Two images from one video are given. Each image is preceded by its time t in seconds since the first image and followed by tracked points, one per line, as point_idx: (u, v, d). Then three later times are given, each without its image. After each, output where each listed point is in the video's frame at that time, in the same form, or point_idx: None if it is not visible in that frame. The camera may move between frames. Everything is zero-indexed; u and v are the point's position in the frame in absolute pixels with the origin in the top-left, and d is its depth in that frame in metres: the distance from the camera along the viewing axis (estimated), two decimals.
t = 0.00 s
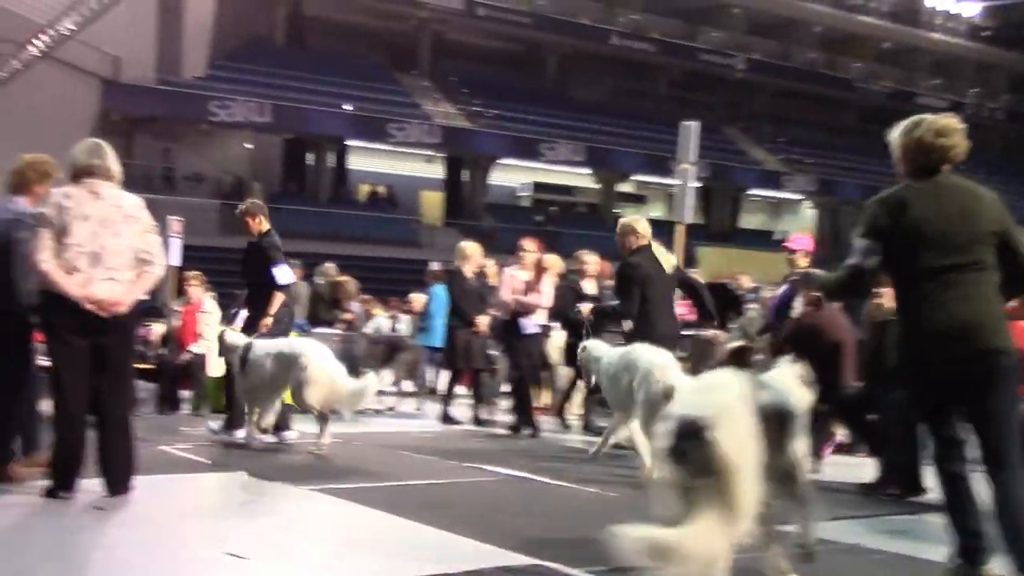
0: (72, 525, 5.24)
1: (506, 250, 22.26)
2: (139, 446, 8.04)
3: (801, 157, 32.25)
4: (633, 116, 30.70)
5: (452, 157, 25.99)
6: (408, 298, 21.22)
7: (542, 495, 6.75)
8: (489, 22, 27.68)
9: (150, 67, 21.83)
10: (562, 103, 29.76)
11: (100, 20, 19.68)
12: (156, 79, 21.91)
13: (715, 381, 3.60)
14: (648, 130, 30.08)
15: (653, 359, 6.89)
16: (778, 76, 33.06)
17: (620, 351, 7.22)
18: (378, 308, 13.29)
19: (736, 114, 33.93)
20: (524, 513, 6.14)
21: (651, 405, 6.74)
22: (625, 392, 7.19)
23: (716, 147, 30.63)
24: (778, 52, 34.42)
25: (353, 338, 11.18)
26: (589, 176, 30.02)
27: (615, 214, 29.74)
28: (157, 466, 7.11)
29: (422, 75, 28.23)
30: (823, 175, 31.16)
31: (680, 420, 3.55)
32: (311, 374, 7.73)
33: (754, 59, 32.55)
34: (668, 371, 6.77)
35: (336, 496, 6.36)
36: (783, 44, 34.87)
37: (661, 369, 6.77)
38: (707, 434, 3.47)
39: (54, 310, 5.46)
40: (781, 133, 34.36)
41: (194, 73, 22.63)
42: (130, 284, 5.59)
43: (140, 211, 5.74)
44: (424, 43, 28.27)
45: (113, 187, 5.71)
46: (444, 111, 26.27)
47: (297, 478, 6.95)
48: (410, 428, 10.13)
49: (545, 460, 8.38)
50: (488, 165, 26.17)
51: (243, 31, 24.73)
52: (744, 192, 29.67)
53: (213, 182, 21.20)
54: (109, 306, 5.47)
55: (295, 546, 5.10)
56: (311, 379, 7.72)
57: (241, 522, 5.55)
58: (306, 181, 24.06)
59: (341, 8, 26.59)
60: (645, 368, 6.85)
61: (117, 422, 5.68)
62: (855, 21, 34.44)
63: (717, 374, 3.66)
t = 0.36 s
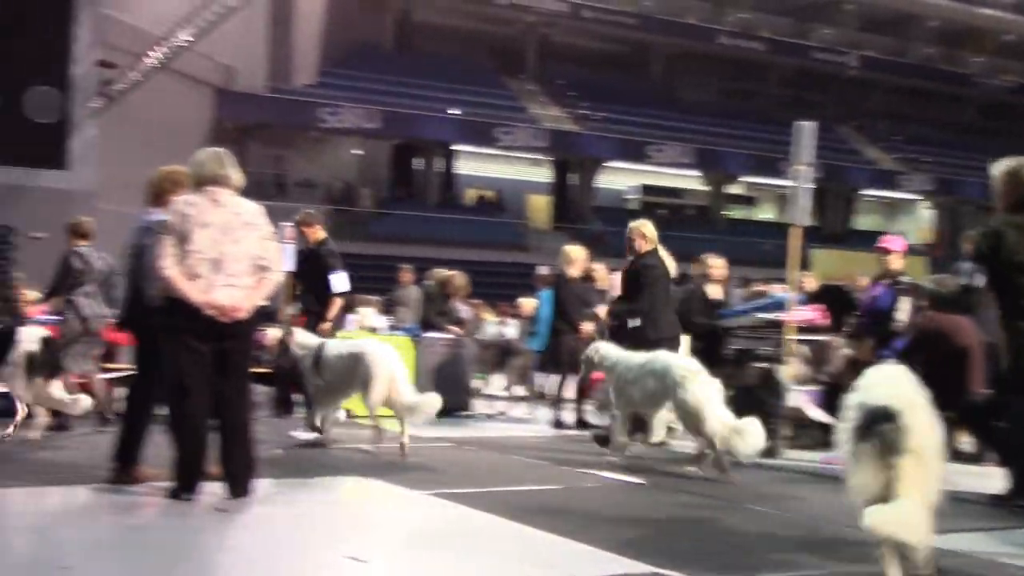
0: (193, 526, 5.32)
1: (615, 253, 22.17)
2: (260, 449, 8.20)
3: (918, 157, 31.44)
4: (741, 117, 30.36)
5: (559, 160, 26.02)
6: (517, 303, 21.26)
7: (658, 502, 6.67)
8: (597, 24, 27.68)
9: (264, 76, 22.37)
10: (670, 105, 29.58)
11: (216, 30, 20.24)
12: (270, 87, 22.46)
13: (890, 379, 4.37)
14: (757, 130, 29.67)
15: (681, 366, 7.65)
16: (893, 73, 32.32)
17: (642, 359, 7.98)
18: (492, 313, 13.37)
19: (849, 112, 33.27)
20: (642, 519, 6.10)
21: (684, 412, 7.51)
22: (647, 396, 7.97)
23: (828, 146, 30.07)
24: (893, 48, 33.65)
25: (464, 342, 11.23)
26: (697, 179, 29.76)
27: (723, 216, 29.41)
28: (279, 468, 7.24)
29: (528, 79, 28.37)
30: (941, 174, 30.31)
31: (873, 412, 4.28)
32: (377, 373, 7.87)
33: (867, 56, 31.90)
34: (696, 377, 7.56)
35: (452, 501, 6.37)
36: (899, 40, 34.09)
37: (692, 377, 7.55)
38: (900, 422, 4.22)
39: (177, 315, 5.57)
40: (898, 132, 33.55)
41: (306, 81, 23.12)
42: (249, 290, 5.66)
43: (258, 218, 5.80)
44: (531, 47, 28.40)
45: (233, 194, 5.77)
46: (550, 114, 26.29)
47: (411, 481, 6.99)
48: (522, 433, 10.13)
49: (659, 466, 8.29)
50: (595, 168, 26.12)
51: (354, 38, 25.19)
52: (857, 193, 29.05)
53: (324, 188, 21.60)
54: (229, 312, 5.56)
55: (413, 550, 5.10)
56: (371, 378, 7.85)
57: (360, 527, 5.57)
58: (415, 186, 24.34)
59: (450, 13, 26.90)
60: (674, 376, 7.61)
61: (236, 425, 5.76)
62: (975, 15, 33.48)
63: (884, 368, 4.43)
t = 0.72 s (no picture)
0: (282, 538, 5.33)
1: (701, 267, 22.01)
2: (350, 462, 8.23)
3: (1013, 166, 30.65)
4: (828, 128, 29.95)
5: (642, 173, 25.92)
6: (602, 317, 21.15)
7: (749, 521, 6.54)
8: (682, 36, 27.52)
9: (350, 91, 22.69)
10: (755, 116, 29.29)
11: (305, 48, 20.56)
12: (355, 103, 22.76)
13: (989, 396, 5.00)
14: (845, 140, 29.20)
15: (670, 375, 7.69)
16: (987, 80, 31.59)
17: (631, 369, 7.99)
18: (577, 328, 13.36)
19: (941, 121, 32.59)
20: (735, 537, 6.02)
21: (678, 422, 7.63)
22: (635, 407, 7.95)
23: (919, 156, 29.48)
24: (987, 54, 32.88)
25: (550, 357, 11.17)
26: (784, 191, 29.43)
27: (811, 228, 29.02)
28: (369, 481, 7.29)
29: (612, 91, 28.34)
30: None
31: (982, 426, 4.86)
32: (438, 395, 8.10)
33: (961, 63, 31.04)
34: (688, 388, 7.65)
35: (541, 518, 6.31)
36: (993, 46, 33.30)
37: (683, 387, 7.64)
38: (1005, 429, 4.80)
39: (266, 332, 5.60)
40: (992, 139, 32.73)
41: (390, 96, 23.40)
42: (339, 307, 5.68)
43: (349, 235, 5.84)
44: (614, 59, 28.39)
45: (325, 212, 5.83)
46: (634, 127, 26.19)
47: (500, 497, 6.95)
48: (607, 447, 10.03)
49: (749, 484, 8.13)
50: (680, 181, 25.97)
51: (438, 54, 25.44)
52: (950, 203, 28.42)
53: (409, 203, 21.80)
54: (321, 328, 5.56)
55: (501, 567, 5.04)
56: (431, 395, 8.07)
57: (448, 543, 5.52)
58: (500, 200, 24.45)
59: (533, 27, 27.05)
60: (666, 387, 7.66)
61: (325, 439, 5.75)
62: None
63: (975, 386, 5.09)
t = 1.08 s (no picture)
0: (336, 556, 5.23)
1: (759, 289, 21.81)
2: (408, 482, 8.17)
3: None
4: (888, 148, 29.62)
5: (700, 194, 25.79)
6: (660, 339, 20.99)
7: (810, 540, 6.38)
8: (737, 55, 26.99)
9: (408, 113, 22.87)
10: (813, 136, 29.07)
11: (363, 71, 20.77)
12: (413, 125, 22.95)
13: (1011, 419, 5.36)
14: (906, 160, 28.83)
15: (650, 396, 7.70)
16: None
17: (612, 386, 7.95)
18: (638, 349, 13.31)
19: (1006, 141, 32.06)
20: (797, 558, 5.90)
21: (648, 442, 7.62)
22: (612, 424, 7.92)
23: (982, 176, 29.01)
24: None
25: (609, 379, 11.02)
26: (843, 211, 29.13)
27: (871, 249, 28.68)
28: (425, 501, 7.24)
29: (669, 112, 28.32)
30: None
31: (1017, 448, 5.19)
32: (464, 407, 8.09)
33: None
34: (668, 409, 7.64)
35: (600, 540, 6.18)
36: None
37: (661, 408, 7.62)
38: None
39: (319, 354, 5.38)
40: None
41: (448, 118, 23.56)
42: (393, 330, 5.45)
43: (405, 257, 5.59)
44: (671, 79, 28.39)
45: (380, 235, 5.58)
46: (691, 147, 26.07)
47: (555, 518, 6.83)
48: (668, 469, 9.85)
49: (809, 507, 7.95)
50: (737, 202, 25.83)
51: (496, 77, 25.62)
52: (1015, 224, 27.90)
53: (465, 225, 21.87)
54: (373, 350, 5.28)
55: None
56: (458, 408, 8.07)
57: (505, 565, 5.39)
58: (558, 222, 24.48)
59: (589, 49, 27.16)
60: (644, 406, 7.66)
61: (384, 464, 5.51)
62: None
63: (997, 414, 5.43)
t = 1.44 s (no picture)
0: (355, 561, 5.20)
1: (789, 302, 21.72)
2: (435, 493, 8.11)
3: None
4: (918, 160, 29.46)
5: (729, 207, 25.70)
6: (688, 354, 20.95)
7: (839, 549, 6.27)
8: (767, 68, 27.18)
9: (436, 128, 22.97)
10: (843, 149, 28.95)
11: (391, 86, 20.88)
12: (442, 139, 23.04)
13: (959, 422, 5.74)
14: (937, 172, 28.64)
15: (625, 405, 7.63)
16: None
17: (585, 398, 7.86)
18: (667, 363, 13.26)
19: None
20: (824, 566, 5.81)
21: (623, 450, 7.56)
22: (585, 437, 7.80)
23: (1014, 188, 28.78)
24: None
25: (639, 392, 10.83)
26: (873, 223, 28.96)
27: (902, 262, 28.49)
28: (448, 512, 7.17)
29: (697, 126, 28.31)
30: None
31: (971, 449, 5.54)
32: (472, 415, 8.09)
33: None
34: (639, 417, 7.59)
35: (619, 549, 6.06)
36: None
37: (632, 417, 7.57)
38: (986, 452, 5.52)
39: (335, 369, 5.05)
40: None
41: (476, 132, 23.65)
42: (410, 342, 5.00)
43: (426, 268, 5.18)
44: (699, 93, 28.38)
45: (400, 247, 5.17)
46: (720, 160, 26.00)
47: (574, 526, 6.74)
48: (698, 484, 9.72)
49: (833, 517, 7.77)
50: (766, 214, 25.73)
51: (524, 91, 25.72)
52: None
53: (494, 238, 21.91)
54: (383, 362, 4.87)
55: None
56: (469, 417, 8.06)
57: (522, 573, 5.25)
58: (586, 235, 24.48)
59: (617, 63, 27.23)
60: (617, 416, 7.60)
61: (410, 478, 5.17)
62: None
63: (944, 421, 5.78)
